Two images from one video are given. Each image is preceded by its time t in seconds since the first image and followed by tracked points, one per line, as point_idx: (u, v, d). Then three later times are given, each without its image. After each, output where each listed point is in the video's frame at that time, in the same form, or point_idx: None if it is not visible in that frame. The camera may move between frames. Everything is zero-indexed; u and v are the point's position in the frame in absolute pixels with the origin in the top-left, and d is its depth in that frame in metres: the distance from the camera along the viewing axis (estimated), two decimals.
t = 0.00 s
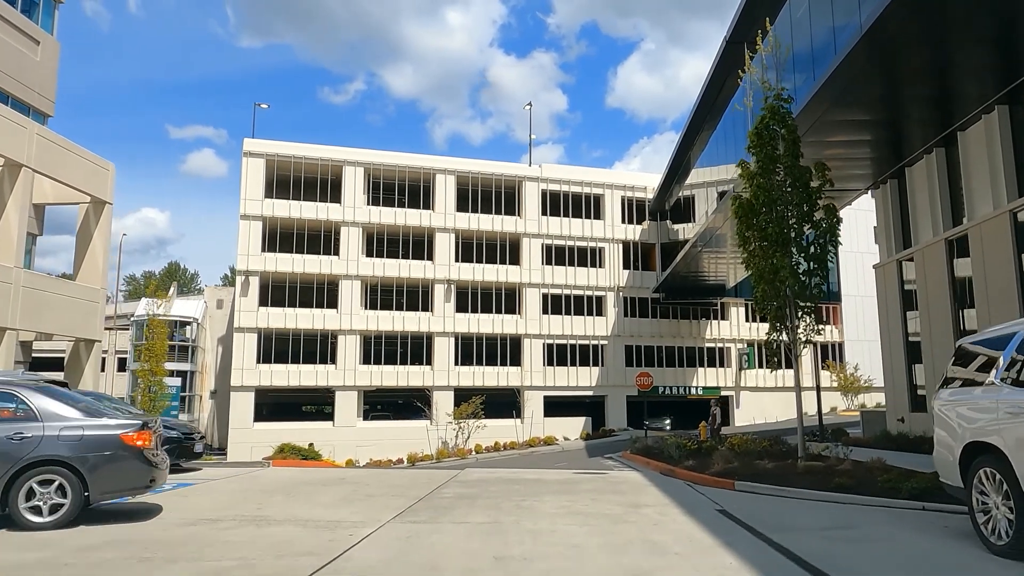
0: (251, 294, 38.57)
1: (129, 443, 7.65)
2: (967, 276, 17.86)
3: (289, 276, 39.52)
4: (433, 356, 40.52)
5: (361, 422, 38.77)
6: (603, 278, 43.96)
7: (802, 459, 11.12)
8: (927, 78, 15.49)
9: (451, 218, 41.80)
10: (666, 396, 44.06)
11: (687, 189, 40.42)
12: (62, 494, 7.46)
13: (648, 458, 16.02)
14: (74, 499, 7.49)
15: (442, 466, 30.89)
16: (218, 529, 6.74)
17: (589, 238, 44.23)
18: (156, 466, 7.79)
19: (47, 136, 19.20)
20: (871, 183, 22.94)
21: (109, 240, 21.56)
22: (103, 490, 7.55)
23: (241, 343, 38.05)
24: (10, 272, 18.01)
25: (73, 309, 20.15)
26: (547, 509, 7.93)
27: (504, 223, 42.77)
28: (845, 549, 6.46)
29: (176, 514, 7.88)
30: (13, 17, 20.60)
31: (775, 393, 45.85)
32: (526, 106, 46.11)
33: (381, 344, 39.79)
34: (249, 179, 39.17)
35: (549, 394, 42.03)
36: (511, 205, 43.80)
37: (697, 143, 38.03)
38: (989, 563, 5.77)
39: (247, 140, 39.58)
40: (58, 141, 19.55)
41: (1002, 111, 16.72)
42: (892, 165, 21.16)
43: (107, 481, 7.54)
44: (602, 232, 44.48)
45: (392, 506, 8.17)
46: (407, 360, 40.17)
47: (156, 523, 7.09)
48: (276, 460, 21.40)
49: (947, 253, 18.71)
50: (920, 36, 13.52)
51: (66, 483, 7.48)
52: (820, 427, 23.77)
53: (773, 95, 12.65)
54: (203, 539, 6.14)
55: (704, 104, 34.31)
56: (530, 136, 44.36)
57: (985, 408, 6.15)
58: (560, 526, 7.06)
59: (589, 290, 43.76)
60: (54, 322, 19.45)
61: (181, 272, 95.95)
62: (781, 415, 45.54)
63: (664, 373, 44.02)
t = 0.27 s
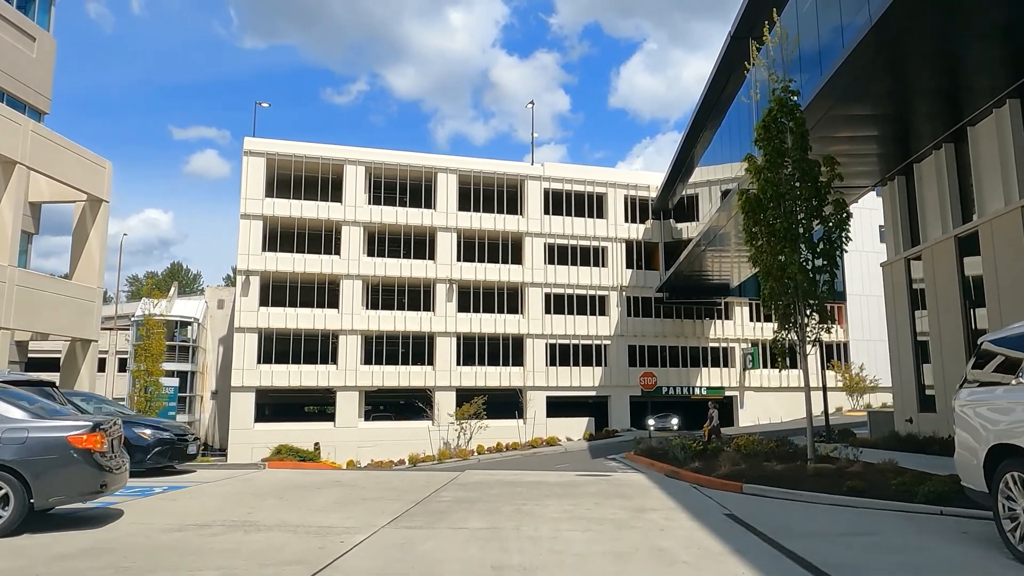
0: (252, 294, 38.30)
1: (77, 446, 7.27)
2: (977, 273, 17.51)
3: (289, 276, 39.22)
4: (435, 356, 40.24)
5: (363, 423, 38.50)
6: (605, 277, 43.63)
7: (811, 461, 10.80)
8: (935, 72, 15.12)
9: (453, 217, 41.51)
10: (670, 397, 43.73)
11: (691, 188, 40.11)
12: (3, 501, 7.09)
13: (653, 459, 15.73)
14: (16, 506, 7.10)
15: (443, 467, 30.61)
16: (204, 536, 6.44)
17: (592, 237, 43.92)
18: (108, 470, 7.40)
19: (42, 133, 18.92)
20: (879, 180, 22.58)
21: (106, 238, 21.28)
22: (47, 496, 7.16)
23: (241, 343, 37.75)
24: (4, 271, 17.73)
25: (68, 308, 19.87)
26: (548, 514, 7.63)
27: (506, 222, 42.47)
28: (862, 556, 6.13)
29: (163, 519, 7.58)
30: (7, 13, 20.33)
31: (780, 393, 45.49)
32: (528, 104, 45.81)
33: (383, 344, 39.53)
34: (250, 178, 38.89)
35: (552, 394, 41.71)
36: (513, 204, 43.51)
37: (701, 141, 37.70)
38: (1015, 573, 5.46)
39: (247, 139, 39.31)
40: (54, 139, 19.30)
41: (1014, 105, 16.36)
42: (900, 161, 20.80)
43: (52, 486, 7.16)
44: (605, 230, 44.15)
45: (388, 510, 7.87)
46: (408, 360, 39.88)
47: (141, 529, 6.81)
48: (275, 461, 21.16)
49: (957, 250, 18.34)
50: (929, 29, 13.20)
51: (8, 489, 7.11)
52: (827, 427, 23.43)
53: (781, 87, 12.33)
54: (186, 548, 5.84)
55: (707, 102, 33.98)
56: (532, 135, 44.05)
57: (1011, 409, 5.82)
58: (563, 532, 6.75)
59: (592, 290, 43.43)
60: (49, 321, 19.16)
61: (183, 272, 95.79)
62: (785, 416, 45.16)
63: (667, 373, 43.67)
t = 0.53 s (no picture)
0: (253, 293, 37.82)
1: None
2: (998, 268, 16.86)
3: (291, 275, 38.72)
4: (439, 356, 39.71)
5: (366, 424, 37.99)
6: (611, 276, 43.04)
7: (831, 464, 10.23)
8: (953, 57, 14.47)
9: (457, 215, 40.98)
10: (677, 397, 43.11)
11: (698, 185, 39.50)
12: None
13: (662, 461, 15.16)
14: None
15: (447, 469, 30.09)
16: (175, 548, 5.89)
17: (598, 235, 43.33)
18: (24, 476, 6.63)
19: (33, 127, 18.43)
20: (893, 173, 21.94)
21: (100, 234, 20.78)
22: None
23: (243, 343, 37.27)
24: None
25: (61, 307, 19.38)
26: (553, 523, 7.06)
27: (510, 220, 41.92)
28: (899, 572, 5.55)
29: (136, 528, 7.03)
30: None
31: (789, 393, 44.80)
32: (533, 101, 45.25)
33: (386, 344, 39.04)
34: (251, 176, 38.43)
35: (557, 394, 41.12)
36: (517, 202, 42.98)
37: (709, 136, 37.09)
38: None
39: (249, 137, 38.86)
40: (46, 133, 18.81)
41: None
42: (916, 154, 20.16)
43: None
44: (611, 228, 43.56)
45: (380, 518, 7.31)
46: (411, 360, 39.36)
47: (110, 539, 6.29)
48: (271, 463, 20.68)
49: (976, 245, 17.70)
50: (949, 12, 12.60)
51: None
52: (840, 428, 22.79)
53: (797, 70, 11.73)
54: (152, 562, 5.29)
55: (715, 96, 33.33)
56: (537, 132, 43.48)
57: None
58: (568, 543, 6.19)
59: (598, 288, 42.84)
60: (41, 320, 18.66)
61: (188, 273, 95.55)
62: (795, 416, 44.46)
63: (675, 373, 43.04)
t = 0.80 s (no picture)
0: (254, 292, 37.40)
1: None
2: (1017, 264, 16.28)
3: (292, 274, 38.30)
4: (442, 356, 39.27)
5: (368, 424, 37.56)
6: (616, 274, 42.52)
7: (850, 467, 9.72)
8: (968, 45, 13.87)
9: (460, 213, 40.53)
10: (684, 397, 42.58)
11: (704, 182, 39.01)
12: None
13: (670, 463, 14.66)
14: None
15: (450, 470, 29.64)
16: (146, 561, 5.44)
17: (602, 233, 42.81)
18: None
19: (24, 121, 18.01)
20: (906, 167, 21.35)
21: (94, 231, 20.37)
22: None
23: (243, 343, 36.82)
24: None
25: (54, 305, 18.96)
26: (556, 532, 6.59)
27: (514, 218, 41.43)
28: None
29: (110, 536, 6.59)
30: None
31: (797, 393, 44.19)
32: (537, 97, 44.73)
33: (388, 344, 38.63)
34: (251, 174, 38.03)
35: (561, 395, 40.61)
36: (521, 200, 42.50)
37: (715, 132, 36.53)
38: None
39: (249, 135, 38.45)
40: (37, 127, 18.38)
41: None
42: (929, 147, 19.57)
43: None
44: (616, 226, 43.04)
45: (372, 526, 6.86)
46: (414, 360, 38.93)
47: (78, 550, 5.84)
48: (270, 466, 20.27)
49: (994, 240, 17.12)
50: None
51: None
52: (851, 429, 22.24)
53: (811, 54, 11.20)
54: None
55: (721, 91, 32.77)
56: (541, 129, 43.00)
57: None
58: (572, 555, 5.72)
59: (602, 287, 42.31)
60: (34, 318, 18.25)
61: (193, 273, 95.36)
62: (803, 416, 43.88)
63: (681, 373, 42.49)
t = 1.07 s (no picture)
0: (254, 291, 36.89)
1: None
2: None
3: (293, 272, 37.80)
4: (444, 355, 38.75)
5: (369, 424, 37.09)
6: (621, 272, 41.93)
7: (872, 471, 9.20)
8: (987, 30, 13.24)
9: (462, 210, 39.98)
10: (689, 397, 42.01)
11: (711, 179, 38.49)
12: None
13: (681, 465, 14.13)
14: None
15: (453, 471, 29.16)
16: None
17: (607, 231, 42.22)
18: None
19: (12, 113, 17.53)
20: (919, 160, 20.73)
21: (85, 227, 19.89)
22: None
23: (243, 343, 36.35)
24: None
25: (44, 302, 18.50)
26: (558, 544, 6.06)
27: (517, 216, 40.86)
28: None
29: (73, 547, 6.08)
30: None
31: (805, 393, 43.55)
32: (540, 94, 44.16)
33: (390, 343, 38.14)
34: (251, 171, 37.55)
35: (565, 394, 40.08)
36: (524, 197, 41.95)
37: (721, 128, 35.94)
38: None
39: (249, 132, 37.97)
40: (26, 120, 17.90)
41: None
42: (944, 138, 18.96)
43: None
44: (621, 224, 42.45)
45: (359, 538, 6.34)
46: (416, 360, 38.41)
47: (32, 565, 5.33)
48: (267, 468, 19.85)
49: (1012, 234, 16.50)
50: None
51: None
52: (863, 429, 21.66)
53: (827, 35, 10.66)
54: None
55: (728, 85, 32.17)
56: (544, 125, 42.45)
57: None
58: (576, 571, 5.19)
59: (607, 286, 41.74)
60: (23, 316, 17.78)
61: (196, 274, 95.12)
62: (811, 416, 43.22)
63: (687, 373, 41.88)
